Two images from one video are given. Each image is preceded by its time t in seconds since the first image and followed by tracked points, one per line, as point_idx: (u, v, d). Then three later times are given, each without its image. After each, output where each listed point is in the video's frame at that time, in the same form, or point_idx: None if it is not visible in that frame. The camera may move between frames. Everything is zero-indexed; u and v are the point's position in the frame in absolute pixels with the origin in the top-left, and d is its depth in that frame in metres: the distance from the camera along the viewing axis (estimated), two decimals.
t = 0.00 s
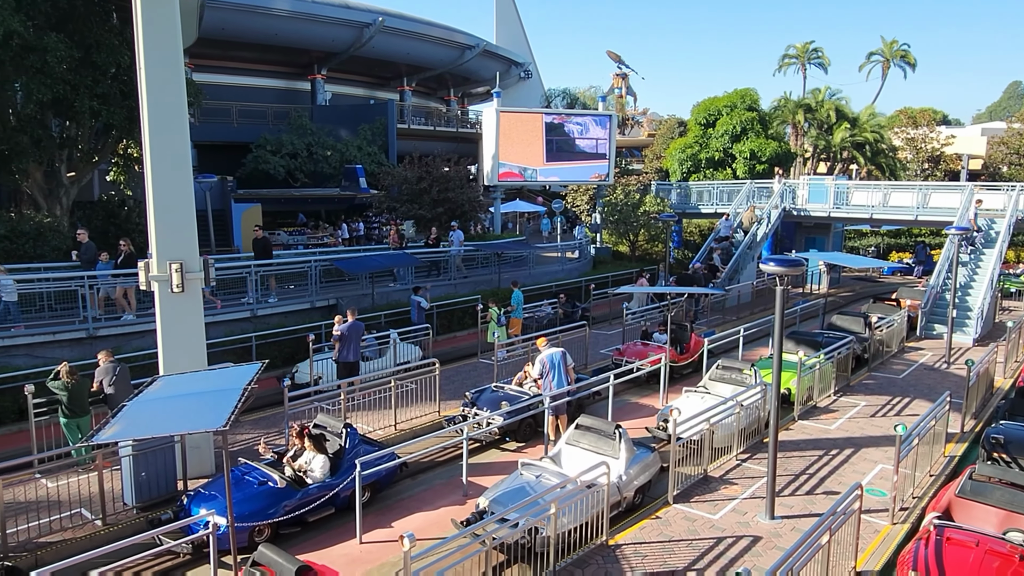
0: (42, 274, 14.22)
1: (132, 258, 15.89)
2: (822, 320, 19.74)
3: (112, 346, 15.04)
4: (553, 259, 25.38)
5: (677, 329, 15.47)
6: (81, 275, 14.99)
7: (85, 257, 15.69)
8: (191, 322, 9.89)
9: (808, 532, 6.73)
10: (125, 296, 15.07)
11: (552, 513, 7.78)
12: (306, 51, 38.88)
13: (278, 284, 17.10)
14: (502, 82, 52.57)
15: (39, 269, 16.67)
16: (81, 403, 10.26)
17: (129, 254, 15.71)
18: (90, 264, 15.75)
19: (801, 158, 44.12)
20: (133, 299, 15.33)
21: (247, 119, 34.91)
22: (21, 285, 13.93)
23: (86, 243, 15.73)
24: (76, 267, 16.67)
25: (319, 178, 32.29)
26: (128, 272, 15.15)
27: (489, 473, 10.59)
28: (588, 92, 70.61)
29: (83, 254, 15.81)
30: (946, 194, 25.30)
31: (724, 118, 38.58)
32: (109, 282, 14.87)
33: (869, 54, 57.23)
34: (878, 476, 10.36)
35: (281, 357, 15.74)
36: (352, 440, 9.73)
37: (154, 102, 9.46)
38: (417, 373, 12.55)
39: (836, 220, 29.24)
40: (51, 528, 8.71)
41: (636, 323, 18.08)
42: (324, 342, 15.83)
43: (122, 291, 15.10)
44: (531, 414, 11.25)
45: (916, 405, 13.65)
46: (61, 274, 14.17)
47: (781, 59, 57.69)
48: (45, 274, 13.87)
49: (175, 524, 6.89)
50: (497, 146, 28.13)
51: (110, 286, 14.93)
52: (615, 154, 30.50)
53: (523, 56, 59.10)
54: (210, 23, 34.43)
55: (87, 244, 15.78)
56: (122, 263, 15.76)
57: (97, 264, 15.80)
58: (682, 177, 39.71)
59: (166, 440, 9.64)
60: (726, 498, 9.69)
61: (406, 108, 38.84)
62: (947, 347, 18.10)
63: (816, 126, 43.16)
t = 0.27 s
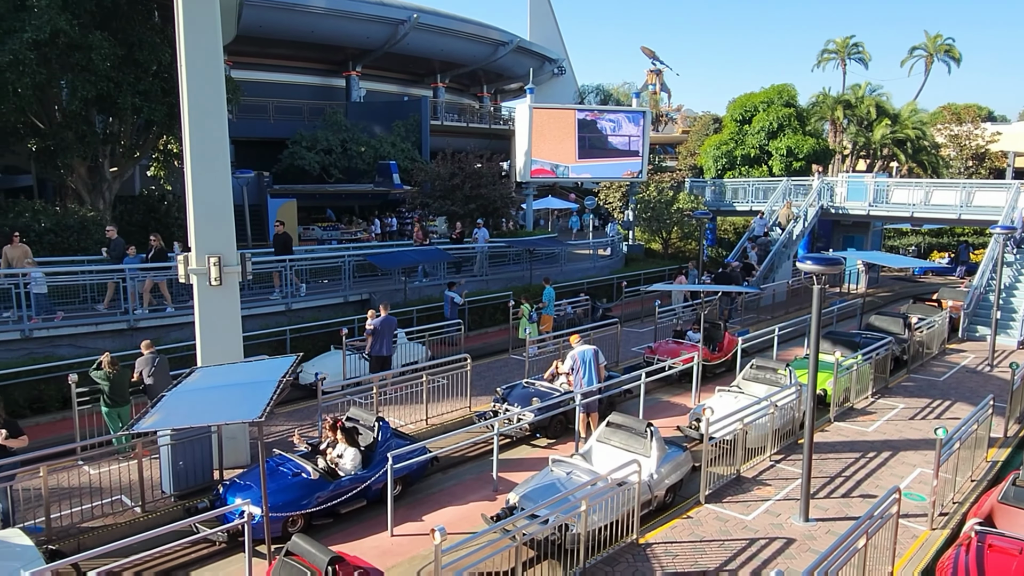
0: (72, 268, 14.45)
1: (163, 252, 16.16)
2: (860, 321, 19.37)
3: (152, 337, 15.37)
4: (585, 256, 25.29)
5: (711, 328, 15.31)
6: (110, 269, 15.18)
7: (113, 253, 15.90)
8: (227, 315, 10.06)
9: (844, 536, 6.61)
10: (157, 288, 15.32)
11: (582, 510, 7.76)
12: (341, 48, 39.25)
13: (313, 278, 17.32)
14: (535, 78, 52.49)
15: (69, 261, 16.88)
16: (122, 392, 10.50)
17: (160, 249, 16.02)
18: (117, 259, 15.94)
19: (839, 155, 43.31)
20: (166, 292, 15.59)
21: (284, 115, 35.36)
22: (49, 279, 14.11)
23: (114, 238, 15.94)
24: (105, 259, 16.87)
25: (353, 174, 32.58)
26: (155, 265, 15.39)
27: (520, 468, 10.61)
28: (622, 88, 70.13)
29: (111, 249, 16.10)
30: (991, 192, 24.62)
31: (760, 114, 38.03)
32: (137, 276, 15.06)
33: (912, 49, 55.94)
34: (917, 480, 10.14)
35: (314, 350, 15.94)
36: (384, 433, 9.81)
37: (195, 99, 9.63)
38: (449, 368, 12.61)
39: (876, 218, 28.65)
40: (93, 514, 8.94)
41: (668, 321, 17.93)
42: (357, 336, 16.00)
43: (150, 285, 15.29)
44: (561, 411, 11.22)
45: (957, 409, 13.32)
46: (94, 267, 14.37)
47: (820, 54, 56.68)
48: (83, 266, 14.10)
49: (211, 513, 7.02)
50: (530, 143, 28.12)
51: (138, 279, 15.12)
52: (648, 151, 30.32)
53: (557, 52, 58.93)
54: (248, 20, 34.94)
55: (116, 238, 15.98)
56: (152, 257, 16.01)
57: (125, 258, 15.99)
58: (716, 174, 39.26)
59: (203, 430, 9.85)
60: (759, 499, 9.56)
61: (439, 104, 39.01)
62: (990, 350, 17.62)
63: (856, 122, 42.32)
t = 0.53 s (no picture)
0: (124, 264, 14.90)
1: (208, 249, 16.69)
2: (921, 320, 18.73)
3: (210, 330, 15.83)
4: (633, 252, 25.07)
5: (763, 326, 15.03)
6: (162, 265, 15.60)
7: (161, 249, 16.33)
8: (281, 310, 10.29)
9: (904, 541, 6.41)
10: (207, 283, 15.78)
11: (631, 508, 7.70)
12: (391, 47, 39.69)
13: (363, 274, 17.58)
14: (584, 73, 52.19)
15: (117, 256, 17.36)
16: (181, 384, 10.83)
17: (206, 244, 16.55)
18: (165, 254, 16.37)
19: (899, 149, 41.94)
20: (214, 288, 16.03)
21: (335, 113, 35.95)
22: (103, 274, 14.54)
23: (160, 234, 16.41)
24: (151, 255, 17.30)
25: (402, 171, 32.93)
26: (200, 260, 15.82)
27: (568, 465, 10.58)
28: (672, 83, 69.23)
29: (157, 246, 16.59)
30: None
31: (816, 107, 37.08)
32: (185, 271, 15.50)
33: (978, 38, 53.82)
34: (981, 486, 9.77)
35: (365, 345, 16.18)
36: (433, 428, 9.90)
37: (251, 98, 9.85)
38: (497, 363, 12.66)
39: (938, 214, 27.65)
40: (154, 500, 9.27)
41: (719, 319, 17.65)
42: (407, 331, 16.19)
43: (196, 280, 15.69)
44: (609, 408, 11.15)
45: None
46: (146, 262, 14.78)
47: (879, 45, 54.97)
48: (141, 261, 14.61)
49: (266, 502, 7.20)
50: (579, 139, 28.02)
51: (188, 274, 15.54)
52: (699, 147, 29.82)
53: (606, 48, 58.51)
54: (301, 21, 35.63)
55: (162, 235, 16.43)
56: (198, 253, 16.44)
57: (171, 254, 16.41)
58: (769, 169, 38.45)
59: (258, 421, 10.06)
60: (813, 501, 9.35)
61: (488, 101, 39.13)
62: None
63: (917, 115, 40.91)
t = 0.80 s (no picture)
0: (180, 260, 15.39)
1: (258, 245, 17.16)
2: (993, 320, 17.95)
3: (270, 323, 16.26)
4: (688, 249, 24.72)
5: (824, 325, 14.63)
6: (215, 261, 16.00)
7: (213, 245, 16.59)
8: (338, 304, 10.49)
9: (975, 550, 6.13)
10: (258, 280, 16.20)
11: (685, 508, 7.58)
12: (446, 44, 40.01)
13: (418, 269, 17.79)
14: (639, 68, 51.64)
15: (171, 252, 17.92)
16: (243, 375, 11.15)
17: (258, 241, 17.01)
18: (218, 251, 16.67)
19: (970, 142, 40.25)
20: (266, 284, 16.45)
21: (391, 111, 36.46)
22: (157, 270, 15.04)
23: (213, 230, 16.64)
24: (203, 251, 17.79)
25: (456, 168, 33.18)
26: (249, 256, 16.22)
27: (621, 463, 10.51)
28: (729, 77, 67.89)
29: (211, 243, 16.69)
30: None
31: (881, 100, 35.87)
32: (237, 267, 15.94)
33: None
34: None
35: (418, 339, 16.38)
36: (486, 423, 9.94)
37: (311, 98, 10.07)
38: (549, 359, 12.64)
39: (1012, 210, 26.43)
40: (217, 487, 9.58)
41: (777, 318, 17.27)
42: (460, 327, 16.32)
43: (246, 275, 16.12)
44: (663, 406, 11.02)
45: None
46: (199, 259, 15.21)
47: (950, 34, 52.84)
48: (202, 256, 15.14)
49: (323, 492, 7.35)
50: (633, 135, 27.79)
51: (241, 270, 15.97)
52: (757, 142, 29.14)
53: (661, 42, 57.78)
54: (358, 20, 36.21)
55: (214, 231, 16.59)
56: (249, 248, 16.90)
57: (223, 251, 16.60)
58: (831, 164, 37.38)
59: (316, 413, 10.29)
60: (876, 506, 9.06)
61: (541, 97, 39.09)
62: None
63: (990, 106, 39.18)
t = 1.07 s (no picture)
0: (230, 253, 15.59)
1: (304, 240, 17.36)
2: None
3: (324, 316, 16.60)
4: (743, 246, 24.27)
5: (885, 325, 14.19)
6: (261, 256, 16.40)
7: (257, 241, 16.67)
8: (391, 299, 10.63)
9: None
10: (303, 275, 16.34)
11: (738, 509, 7.46)
12: (498, 40, 40.11)
13: (469, 265, 17.91)
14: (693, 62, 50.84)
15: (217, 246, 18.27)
16: (299, 367, 11.42)
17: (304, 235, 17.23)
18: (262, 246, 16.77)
19: None
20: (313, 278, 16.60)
21: (443, 107, 36.77)
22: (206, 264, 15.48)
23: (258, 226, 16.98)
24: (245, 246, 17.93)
25: (507, 164, 33.26)
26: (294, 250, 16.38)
27: (672, 462, 10.39)
28: (788, 69, 66.25)
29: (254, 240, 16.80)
30: None
31: (948, 92, 34.52)
32: (282, 261, 16.19)
33: None
34: None
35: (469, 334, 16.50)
36: (536, 418, 9.95)
37: (366, 95, 10.21)
38: (600, 356, 12.58)
39: None
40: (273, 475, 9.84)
41: (835, 317, 16.82)
42: (510, 322, 16.38)
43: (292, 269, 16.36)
44: (716, 405, 10.85)
45: None
46: (248, 252, 15.58)
47: None
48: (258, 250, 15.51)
49: (375, 483, 7.47)
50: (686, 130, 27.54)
51: (287, 264, 16.28)
52: (815, 138, 27.96)
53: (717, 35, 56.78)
54: (412, 18, 36.59)
55: (259, 228, 16.73)
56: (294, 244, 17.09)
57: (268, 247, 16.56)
58: (894, 159, 36.18)
59: (369, 405, 10.45)
60: (939, 513, 8.75)
61: (593, 92, 38.88)
62: None
63: None
